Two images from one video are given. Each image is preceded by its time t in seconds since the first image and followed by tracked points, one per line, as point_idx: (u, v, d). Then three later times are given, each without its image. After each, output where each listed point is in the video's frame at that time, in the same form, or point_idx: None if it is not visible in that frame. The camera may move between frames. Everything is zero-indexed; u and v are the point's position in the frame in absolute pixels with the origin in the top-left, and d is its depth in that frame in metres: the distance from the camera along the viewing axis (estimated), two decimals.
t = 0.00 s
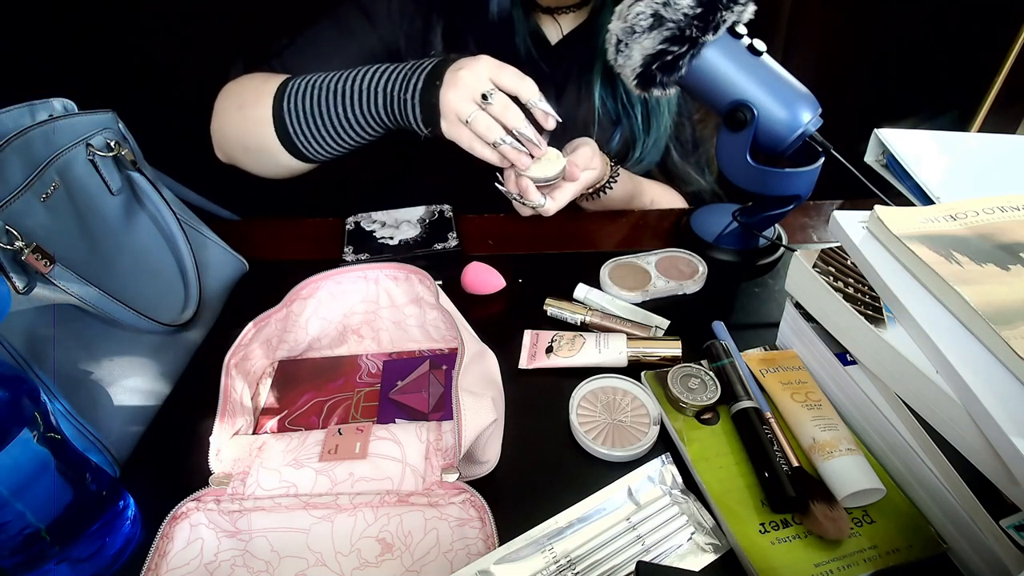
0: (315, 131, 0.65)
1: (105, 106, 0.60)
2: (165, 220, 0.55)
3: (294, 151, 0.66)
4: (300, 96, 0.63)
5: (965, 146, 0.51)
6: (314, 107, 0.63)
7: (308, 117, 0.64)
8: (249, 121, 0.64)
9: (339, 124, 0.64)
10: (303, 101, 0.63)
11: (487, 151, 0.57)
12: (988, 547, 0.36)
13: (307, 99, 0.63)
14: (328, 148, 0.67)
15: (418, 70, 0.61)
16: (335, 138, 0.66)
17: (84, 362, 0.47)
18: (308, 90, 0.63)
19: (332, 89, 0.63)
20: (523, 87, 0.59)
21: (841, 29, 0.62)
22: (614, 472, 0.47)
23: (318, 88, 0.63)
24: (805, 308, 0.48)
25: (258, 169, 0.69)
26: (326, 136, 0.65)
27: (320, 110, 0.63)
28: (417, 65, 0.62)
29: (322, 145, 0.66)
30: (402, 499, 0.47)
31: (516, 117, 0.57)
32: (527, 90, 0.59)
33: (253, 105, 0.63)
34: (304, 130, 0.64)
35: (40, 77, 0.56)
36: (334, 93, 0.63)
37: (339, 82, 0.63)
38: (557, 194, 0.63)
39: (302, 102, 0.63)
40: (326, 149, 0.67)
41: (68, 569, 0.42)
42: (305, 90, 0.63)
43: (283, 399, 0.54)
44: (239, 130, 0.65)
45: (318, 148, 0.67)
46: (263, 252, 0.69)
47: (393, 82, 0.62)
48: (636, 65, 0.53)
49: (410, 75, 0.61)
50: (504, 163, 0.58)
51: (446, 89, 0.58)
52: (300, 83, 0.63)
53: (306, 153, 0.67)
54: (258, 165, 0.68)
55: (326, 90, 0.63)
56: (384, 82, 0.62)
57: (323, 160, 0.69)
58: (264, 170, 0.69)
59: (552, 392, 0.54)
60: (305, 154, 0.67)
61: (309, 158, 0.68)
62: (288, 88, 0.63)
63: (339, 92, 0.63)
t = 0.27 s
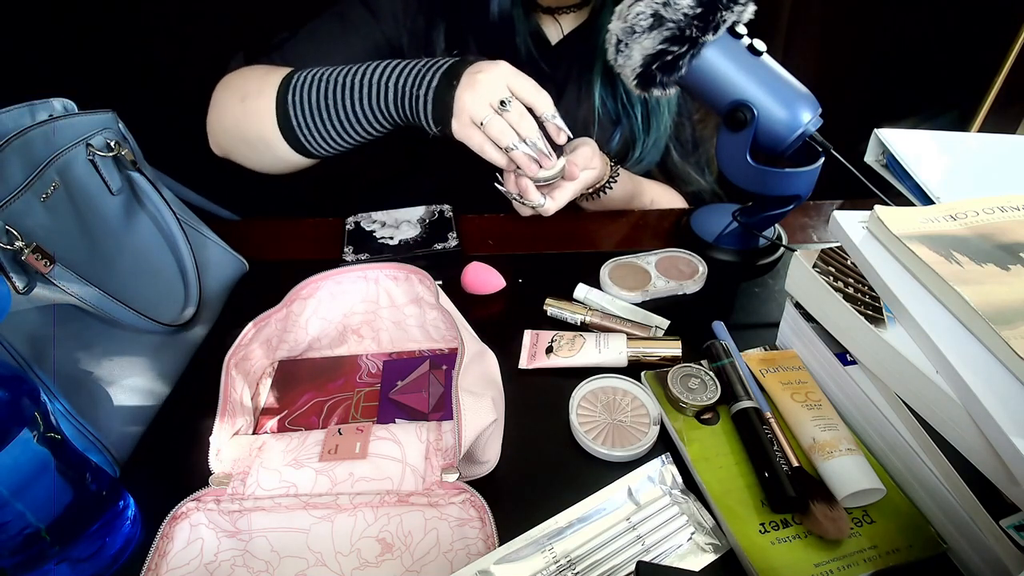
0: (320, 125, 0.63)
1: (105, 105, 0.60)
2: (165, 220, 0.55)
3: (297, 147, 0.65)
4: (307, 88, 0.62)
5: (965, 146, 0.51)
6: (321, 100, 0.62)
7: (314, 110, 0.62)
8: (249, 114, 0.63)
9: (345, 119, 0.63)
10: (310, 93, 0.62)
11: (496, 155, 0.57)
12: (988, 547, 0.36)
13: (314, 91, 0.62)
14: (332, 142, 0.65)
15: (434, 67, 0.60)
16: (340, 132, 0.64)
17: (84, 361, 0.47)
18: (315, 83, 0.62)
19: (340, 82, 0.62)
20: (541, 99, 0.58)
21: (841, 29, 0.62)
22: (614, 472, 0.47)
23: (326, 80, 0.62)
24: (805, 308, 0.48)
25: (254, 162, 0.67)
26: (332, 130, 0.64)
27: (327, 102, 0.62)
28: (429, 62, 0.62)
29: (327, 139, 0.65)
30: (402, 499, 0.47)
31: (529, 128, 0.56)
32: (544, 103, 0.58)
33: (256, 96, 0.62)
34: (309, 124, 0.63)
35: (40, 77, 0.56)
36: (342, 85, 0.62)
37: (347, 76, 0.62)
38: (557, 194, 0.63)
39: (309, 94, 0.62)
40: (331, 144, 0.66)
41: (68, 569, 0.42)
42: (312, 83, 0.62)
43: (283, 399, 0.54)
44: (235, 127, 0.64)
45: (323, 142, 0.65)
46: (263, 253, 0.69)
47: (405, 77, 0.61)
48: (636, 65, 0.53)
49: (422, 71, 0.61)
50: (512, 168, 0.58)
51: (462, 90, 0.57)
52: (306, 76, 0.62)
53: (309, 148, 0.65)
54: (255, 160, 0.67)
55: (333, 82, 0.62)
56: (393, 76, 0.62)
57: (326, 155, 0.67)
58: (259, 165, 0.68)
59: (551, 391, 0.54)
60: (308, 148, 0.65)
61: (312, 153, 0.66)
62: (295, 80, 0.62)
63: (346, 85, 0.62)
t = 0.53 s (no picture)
0: (320, 120, 0.62)
1: (105, 106, 0.60)
2: (165, 220, 0.55)
3: (298, 143, 0.64)
4: (306, 83, 0.61)
5: (965, 146, 0.51)
6: (321, 94, 0.61)
7: (314, 105, 0.61)
8: (248, 109, 0.61)
9: (345, 112, 0.62)
10: (309, 88, 0.61)
11: (504, 154, 0.56)
12: (988, 547, 0.36)
13: (312, 86, 0.61)
14: (335, 138, 0.64)
15: (440, 64, 0.60)
16: (342, 127, 0.63)
17: (84, 361, 0.47)
18: (314, 78, 0.61)
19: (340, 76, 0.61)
20: (548, 102, 0.59)
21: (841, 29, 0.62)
22: (614, 472, 0.47)
23: (325, 74, 0.61)
24: (805, 308, 0.48)
25: (253, 161, 0.66)
26: (333, 126, 0.62)
27: (327, 97, 0.61)
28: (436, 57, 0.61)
29: (329, 135, 0.63)
30: (402, 499, 0.47)
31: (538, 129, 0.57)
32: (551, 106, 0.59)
33: (256, 92, 0.61)
34: (309, 117, 0.61)
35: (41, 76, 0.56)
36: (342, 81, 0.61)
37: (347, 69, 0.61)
38: (557, 193, 0.62)
39: (308, 89, 0.61)
40: (333, 139, 0.64)
41: (68, 569, 0.41)
42: (312, 77, 0.61)
43: (283, 399, 0.54)
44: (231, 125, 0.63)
45: (326, 138, 0.64)
46: (263, 253, 0.69)
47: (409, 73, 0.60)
48: (636, 65, 0.53)
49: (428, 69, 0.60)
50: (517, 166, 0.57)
51: (469, 90, 0.57)
52: (305, 71, 0.61)
53: (311, 144, 0.64)
54: (252, 158, 0.66)
55: (333, 77, 0.61)
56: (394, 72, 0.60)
57: (327, 151, 0.66)
58: (256, 163, 0.67)
59: (551, 391, 0.54)
60: (310, 145, 0.64)
61: (314, 148, 0.65)
62: (293, 74, 0.61)
63: (347, 79, 0.61)
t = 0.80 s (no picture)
0: (320, 115, 0.62)
1: (106, 106, 0.60)
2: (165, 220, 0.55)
3: (298, 138, 0.64)
4: (306, 77, 0.61)
5: (965, 146, 0.51)
6: (320, 89, 0.61)
7: (314, 99, 0.61)
8: (247, 105, 0.62)
9: (345, 107, 0.62)
10: (309, 82, 0.61)
11: (505, 153, 0.57)
12: (988, 547, 0.36)
13: (312, 80, 0.61)
14: (335, 133, 0.64)
15: (442, 59, 0.60)
16: (341, 122, 0.63)
17: (84, 361, 0.47)
18: (314, 72, 0.61)
19: (340, 70, 0.61)
20: (551, 103, 0.59)
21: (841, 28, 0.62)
22: (614, 472, 0.47)
23: (325, 68, 0.61)
24: (805, 308, 0.48)
25: (253, 159, 0.67)
26: (332, 120, 0.63)
27: (327, 91, 0.61)
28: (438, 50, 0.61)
29: (329, 130, 0.64)
30: (402, 499, 0.47)
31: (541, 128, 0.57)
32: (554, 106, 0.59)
33: (256, 86, 0.61)
34: (309, 112, 0.62)
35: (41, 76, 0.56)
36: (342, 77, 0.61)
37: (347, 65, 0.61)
38: (557, 194, 0.62)
39: (308, 83, 0.61)
40: (332, 134, 0.64)
41: (68, 569, 0.41)
42: (312, 71, 0.61)
43: (283, 399, 0.54)
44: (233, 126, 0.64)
45: (325, 133, 0.64)
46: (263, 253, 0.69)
47: (412, 66, 0.60)
48: (636, 65, 0.53)
49: (430, 62, 0.60)
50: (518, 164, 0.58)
51: (471, 87, 0.57)
52: (305, 65, 0.61)
53: (311, 139, 0.64)
54: (252, 157, 0.67)
55: (333, 71, 0.61)
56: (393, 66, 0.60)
57: (328, 147, 0.66)
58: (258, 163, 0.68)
59: (551, 391, 0.54)
60: (309, 140, 0.64)
61: (314, 144, 0.65)
62: (293, 69, 0.61)
63: (347, 73, 0.61)
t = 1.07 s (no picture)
0: (319, 113, 0.62)
1: (106, 106, 0.60)
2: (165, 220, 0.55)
3: (298, 137, 0.64)
4: (306, 75, 0.61)
5: (964, 146, 0.51)
6: (320, 87, 0.61)
7: (314, 97, 0.61)
8: (247, 104, 0.62)
9: (344, 105, 0.62)
10: (309, 79, 0.61)
11: (507, 152, 0.57)
12: (988, 547, 0.36)
13: (312, 78, 0.61)
14: (334, 131, 0.64)
15: (444, 56, 0.60)
16: (341, 120, 0.63)
17: (84, 361, 0.47)
18: (314, 69, 0.61)
19: (340, 68, 0.61)
20: (554, 103, 0.59)
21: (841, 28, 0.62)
22: (614, 472, 0.47)
23: (325, 66, 0.61)
24: (805, 308, 0.48)
25: (253, 159, 0.67)
26: (331, 119, 0.63)
27: (326, 89, 0.61)
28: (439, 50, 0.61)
29: (328, 128, 0.64)
30: (402, 499, 0.47)
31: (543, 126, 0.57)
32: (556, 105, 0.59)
33: (256, 86, 0.62)
34: (308, 110, 0.62)
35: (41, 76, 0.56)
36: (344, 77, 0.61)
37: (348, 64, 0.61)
38: (556, 193, 0.62)
39: (308, 80, 0.61)
40: (332, 133, 0.64)
41: (68, 569, 0.41)
42: (312, 69, 0.61)
43: (283, 399, 0.54)
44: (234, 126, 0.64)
45: (325, 132, 0.64)
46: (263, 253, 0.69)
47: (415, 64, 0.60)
48: (636, 65, 0.53)
49: (432, 60, 0.60)
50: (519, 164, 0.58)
51: (473, 86, 0.57)
52: (306, 63, 0.61)
53: (311, 138, 0.64)
54: (252, 157, 0.67)
55: (333, 69, 0.61)
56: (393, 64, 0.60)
57: (327, 146, 0.66)
58: (258, 163, 0.68)
59: (551, 391, 0.54)
60: (309, 138, 0.64)
61: (314, 143, 0.65)
62: (294, 67, 0.61)
63: (347, 71, 0.61)
